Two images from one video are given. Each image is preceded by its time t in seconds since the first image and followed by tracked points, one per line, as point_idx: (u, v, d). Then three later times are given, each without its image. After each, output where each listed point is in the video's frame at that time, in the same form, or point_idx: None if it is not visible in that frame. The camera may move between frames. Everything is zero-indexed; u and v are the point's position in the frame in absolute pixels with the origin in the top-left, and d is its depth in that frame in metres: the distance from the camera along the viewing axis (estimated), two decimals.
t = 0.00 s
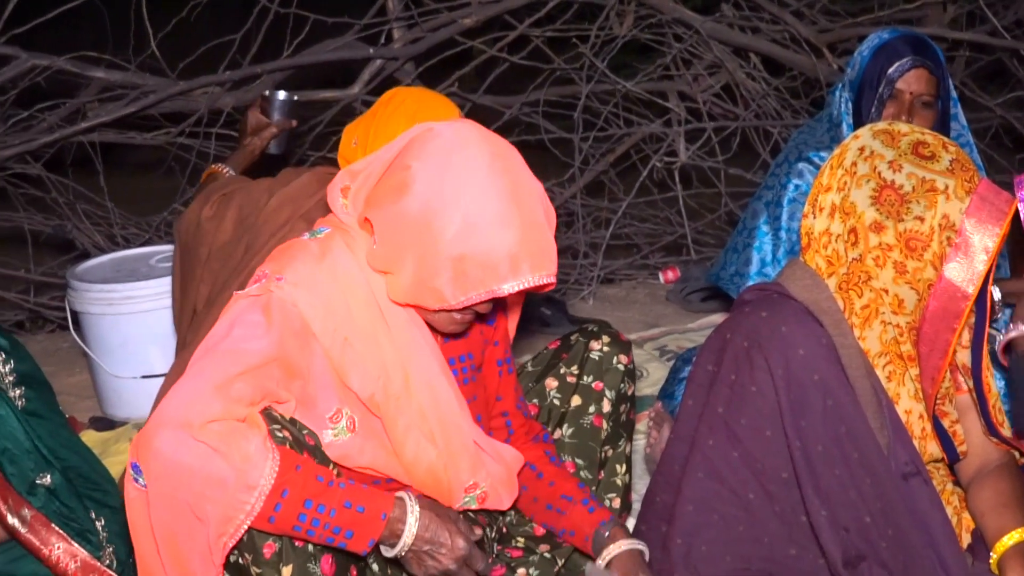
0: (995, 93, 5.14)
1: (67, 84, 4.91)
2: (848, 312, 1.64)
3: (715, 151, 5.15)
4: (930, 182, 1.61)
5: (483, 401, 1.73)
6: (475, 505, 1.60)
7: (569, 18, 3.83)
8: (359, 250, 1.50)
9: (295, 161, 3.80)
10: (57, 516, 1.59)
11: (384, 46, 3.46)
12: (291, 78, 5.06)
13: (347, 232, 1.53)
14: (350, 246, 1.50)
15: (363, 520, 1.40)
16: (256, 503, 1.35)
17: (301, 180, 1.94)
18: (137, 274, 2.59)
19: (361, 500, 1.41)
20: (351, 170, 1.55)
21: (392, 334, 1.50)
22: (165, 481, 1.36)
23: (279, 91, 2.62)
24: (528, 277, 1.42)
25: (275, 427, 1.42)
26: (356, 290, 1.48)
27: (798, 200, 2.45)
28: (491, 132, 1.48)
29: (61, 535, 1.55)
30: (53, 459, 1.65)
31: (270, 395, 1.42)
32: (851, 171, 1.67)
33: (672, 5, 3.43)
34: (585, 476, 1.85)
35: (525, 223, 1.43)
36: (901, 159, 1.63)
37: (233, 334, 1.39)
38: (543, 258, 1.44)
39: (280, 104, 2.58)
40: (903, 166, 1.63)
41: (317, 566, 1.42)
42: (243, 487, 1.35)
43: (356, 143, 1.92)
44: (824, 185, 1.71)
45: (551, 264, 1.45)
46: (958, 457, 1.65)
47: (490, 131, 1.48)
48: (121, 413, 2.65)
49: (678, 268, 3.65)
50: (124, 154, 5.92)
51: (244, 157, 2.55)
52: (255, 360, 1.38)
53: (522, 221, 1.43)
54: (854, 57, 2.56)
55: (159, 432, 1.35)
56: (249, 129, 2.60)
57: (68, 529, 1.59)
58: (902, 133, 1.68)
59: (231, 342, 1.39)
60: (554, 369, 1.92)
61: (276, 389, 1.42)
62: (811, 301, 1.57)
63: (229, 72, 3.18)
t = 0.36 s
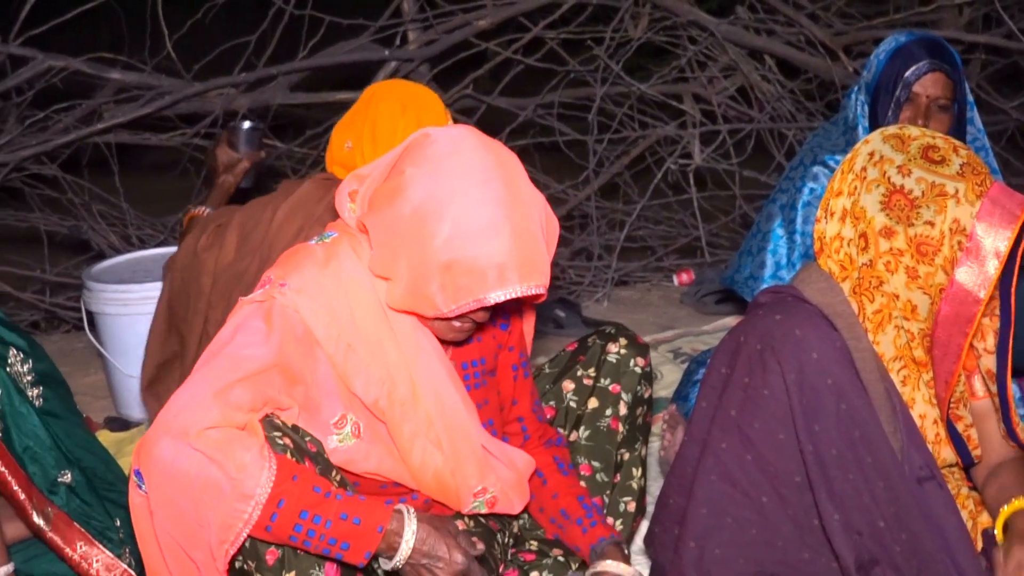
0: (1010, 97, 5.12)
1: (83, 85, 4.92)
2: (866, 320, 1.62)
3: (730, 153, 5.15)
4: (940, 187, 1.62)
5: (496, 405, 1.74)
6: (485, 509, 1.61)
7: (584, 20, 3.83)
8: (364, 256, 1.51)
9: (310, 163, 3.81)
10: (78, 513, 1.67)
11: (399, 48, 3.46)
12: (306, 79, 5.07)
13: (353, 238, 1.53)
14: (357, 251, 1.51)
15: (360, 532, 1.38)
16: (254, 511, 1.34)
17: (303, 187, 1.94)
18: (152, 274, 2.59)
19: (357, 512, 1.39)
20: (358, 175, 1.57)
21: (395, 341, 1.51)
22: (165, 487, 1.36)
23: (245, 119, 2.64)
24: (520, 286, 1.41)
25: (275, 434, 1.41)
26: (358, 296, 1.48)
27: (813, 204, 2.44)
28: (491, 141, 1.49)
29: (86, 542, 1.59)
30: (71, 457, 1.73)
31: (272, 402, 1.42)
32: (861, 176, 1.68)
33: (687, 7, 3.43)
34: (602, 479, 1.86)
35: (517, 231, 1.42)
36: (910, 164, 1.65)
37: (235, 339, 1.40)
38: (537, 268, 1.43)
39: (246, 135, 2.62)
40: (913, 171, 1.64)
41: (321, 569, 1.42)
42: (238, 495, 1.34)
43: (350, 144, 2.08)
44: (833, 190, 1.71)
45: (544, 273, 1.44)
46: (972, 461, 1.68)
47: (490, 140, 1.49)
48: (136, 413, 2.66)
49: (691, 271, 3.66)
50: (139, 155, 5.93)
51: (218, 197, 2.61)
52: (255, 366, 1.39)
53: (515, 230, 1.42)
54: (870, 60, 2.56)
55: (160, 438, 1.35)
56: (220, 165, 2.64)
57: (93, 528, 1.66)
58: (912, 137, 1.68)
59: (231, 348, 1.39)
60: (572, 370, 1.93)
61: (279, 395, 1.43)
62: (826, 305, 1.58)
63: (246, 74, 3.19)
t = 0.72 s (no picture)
0: None
1: (95, 84, 4.92)
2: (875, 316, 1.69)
3: (743, 154, 5.14)
4: (895, 200, 1.66)
5: (508, 414, 1.75)
6: (490, 516, 1.61)
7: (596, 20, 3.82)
8: (377, 259, 1.50)
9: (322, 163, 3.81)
10: (92, 508, 1.68)
11: (412, 48, 3.45)
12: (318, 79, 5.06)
13: (367, 240, 1.53)
14: (369, 254, 1.51)
15: (354, 536, 1.39)
16: (251, 512, 1.35)
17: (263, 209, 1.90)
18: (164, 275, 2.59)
19: (353, 516, 1.39)
20: (375, 178, 1.57)
21: (406, 346, 1.50)
22: (164, 484, 1.36)
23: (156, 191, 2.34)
24: (531, 300, 1.40)
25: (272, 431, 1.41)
26: (368, 300, 1.48)
27: (824, 208, 2.42)
28: (511, 150, 1.48)
29: (102, 540, 1.58)
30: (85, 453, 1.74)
31: (273, 402, 1.43)
32: (851, 182, 1.77)
33: (701, 7, 3.42)
34: (611, 479, 1.85)
35: (531, 244, 1.41)
36: (874, 173, 1.72)
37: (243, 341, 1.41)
38: (551, 281, 1.42)
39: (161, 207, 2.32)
40: (876, 181, 1.71)
41: (319, 567, 1.41)
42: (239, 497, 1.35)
43: (303, 151, 2.00)
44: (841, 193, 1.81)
45: (563, 287, 1.43)
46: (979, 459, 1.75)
47: (510, 150, 1.48)
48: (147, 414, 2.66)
49: (704, 272, 3.65)
50: (151, 155, 5.93)
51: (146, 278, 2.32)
52: (259, 368, 1.39)
53: (529, 243, 1.42)
54: (881, 61, 2.54)
55: (160, 435, 1.36)
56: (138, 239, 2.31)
57: (104, 525, 1.68)
58: (893, 144, 1.76)
59: (238, 349, 1.40)
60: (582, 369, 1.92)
61: (283, 396, 1.43)
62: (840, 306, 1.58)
63: (257, 74, 3.19)
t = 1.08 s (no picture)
0: None
1: (108, 82, 4.92)
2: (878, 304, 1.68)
3: (755, 153, 5.14)
4: (886, 191, 1.66)
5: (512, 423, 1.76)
6: (491, 517, 1.62)
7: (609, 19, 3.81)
8: (382, 258, 1.51)
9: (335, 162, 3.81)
10: (109, 497, 1.68)
11: (424, 46, 3.45)
12: (330, 78, 5.06)
13: (373, 239, 1.53)
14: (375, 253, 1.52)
15: (361, 529, 1.39)
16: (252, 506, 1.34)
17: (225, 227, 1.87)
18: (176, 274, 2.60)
19: (358, 508, 1.39)
20: (386, 177, 1.57)
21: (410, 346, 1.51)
22: (170, 479, 1.37)
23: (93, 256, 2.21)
24: (530, 301, 1.40)
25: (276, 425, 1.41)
26: (373, 299, 1.49)
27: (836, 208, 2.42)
28: (519, 152, 1.48)
29: (120, 530, 1.61)
30: (103, 443, 1.74)
31: (278, 399, 1.43)
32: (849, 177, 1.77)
33: (713, 7, 3.42)
34: (622, 478, 1.85)
35: (534, 245, 1.41)
36: (868, 164, 1.71)
37: (250, 339, 1.41)
38: (550, 283, 1.41)
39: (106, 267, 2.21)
40: (869, 172, 1.70)
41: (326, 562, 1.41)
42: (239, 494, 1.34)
43: (257, 169, 1.94)
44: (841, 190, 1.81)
45: (565, 291, 1.43)
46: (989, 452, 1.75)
47: (517, 150, 1.47)
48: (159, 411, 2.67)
49: (716, 271, 3.64)
50: (164, 153, 5.94)
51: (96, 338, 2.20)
52: (263, 363, 1.40)
53: (532, 245, 1.41)
54: (896, 61, 2.52)
55: (167, 429, 1.36)
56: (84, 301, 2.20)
57: (120, 514, 1.68)
58: (888, 133, 1.73)
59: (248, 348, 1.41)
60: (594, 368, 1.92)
61: (288, 394, 1.43)
62: (845, 303, 1.59)
63: (269, 72, 3.20)
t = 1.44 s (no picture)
0: None
1: (125, 79, 4.93)
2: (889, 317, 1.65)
3: (772, 151, 5.12)
4: (933, 181, 1.63)
5: (530, 418, 1.77)
6: (509, 511, 1.62)
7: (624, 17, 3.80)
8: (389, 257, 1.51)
9: (350, 158, 3.81)
10: (128, 503, 1.71)
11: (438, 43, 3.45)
12: (346, 75, 5.07)
13: (380, 238, 1.53)
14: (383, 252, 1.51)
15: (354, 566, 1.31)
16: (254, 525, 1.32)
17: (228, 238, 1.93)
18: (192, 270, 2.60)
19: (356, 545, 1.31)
20: (394, 177, 1.57)
21: (418, 345, 1.50)
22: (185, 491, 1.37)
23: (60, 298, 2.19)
24: (523, 306, 1.39)
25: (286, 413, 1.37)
26: (380, 299, 1.48)
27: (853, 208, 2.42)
28: (523, 153, 1.47)
29: (135, 536, 1.61)
30: (127, 446, 1.77)
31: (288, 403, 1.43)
32: (863, 174, 1.73)
33: (728, 5, 3.41)
34: (635, 476, 1.84)
35: (531, 248, 1.40)
36: (904, 160, 1.68)
37: (261, 352, 1.42)
38: (543, 288, 1.41)
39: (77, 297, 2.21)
40: (906, 167, 1.67)
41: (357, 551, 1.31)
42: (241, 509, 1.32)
43: (257, 174, 1.98)
44: (841, 192, 1.76)
45: (559, 298, 1.42)
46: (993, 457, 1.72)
47: (519, 150, 1.46)
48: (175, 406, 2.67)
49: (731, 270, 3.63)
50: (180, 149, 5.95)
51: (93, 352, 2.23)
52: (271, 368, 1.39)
53: (526, 247, 1.40)
54: (913, 59, 2.53)
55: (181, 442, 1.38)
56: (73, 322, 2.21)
57: (140, 519, 1.70)
58: (908, 133, 1.72)
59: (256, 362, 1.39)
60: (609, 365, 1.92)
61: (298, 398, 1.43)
62: (853, 303, 1.58)
63: (284, 69, 3.20)
